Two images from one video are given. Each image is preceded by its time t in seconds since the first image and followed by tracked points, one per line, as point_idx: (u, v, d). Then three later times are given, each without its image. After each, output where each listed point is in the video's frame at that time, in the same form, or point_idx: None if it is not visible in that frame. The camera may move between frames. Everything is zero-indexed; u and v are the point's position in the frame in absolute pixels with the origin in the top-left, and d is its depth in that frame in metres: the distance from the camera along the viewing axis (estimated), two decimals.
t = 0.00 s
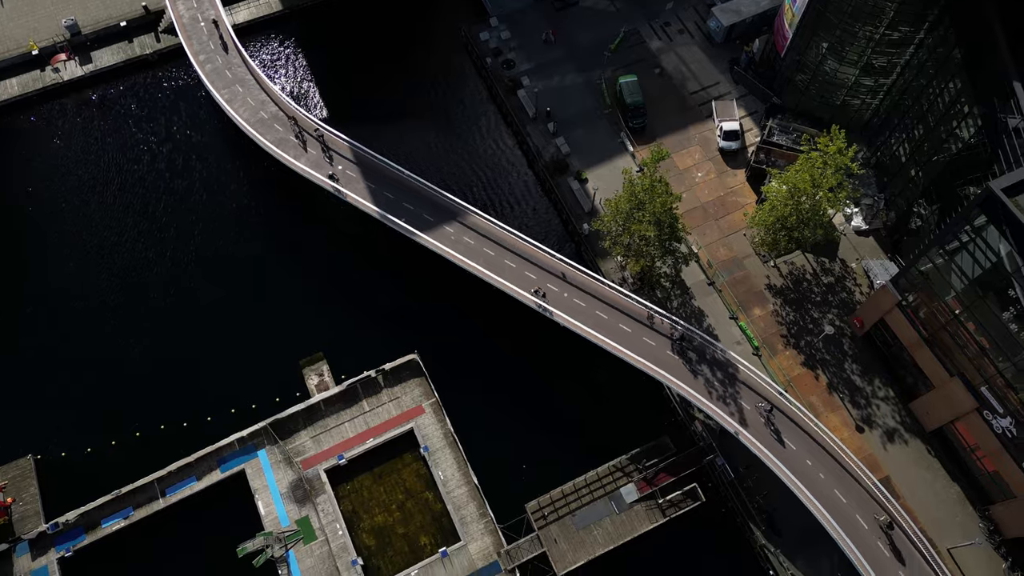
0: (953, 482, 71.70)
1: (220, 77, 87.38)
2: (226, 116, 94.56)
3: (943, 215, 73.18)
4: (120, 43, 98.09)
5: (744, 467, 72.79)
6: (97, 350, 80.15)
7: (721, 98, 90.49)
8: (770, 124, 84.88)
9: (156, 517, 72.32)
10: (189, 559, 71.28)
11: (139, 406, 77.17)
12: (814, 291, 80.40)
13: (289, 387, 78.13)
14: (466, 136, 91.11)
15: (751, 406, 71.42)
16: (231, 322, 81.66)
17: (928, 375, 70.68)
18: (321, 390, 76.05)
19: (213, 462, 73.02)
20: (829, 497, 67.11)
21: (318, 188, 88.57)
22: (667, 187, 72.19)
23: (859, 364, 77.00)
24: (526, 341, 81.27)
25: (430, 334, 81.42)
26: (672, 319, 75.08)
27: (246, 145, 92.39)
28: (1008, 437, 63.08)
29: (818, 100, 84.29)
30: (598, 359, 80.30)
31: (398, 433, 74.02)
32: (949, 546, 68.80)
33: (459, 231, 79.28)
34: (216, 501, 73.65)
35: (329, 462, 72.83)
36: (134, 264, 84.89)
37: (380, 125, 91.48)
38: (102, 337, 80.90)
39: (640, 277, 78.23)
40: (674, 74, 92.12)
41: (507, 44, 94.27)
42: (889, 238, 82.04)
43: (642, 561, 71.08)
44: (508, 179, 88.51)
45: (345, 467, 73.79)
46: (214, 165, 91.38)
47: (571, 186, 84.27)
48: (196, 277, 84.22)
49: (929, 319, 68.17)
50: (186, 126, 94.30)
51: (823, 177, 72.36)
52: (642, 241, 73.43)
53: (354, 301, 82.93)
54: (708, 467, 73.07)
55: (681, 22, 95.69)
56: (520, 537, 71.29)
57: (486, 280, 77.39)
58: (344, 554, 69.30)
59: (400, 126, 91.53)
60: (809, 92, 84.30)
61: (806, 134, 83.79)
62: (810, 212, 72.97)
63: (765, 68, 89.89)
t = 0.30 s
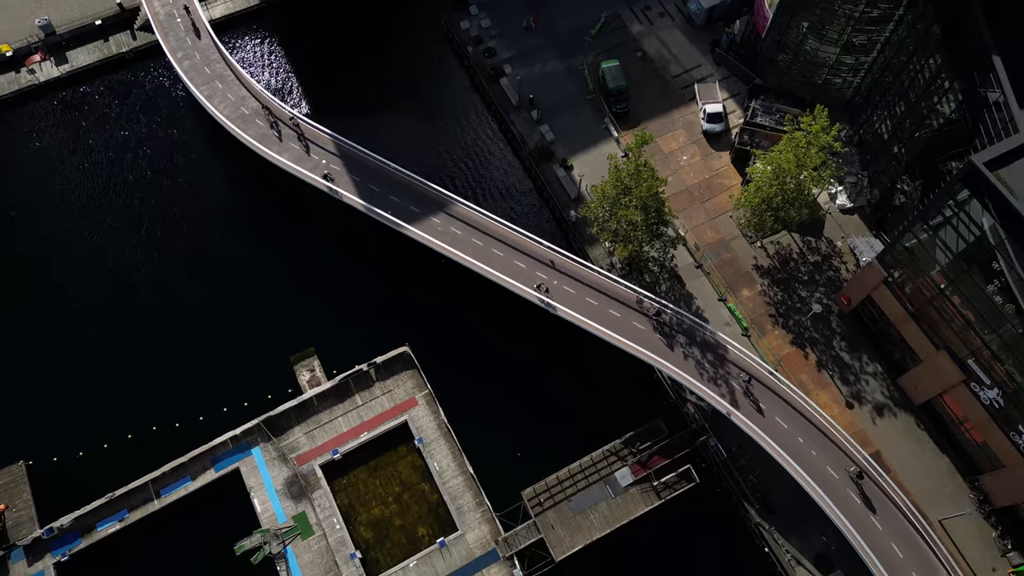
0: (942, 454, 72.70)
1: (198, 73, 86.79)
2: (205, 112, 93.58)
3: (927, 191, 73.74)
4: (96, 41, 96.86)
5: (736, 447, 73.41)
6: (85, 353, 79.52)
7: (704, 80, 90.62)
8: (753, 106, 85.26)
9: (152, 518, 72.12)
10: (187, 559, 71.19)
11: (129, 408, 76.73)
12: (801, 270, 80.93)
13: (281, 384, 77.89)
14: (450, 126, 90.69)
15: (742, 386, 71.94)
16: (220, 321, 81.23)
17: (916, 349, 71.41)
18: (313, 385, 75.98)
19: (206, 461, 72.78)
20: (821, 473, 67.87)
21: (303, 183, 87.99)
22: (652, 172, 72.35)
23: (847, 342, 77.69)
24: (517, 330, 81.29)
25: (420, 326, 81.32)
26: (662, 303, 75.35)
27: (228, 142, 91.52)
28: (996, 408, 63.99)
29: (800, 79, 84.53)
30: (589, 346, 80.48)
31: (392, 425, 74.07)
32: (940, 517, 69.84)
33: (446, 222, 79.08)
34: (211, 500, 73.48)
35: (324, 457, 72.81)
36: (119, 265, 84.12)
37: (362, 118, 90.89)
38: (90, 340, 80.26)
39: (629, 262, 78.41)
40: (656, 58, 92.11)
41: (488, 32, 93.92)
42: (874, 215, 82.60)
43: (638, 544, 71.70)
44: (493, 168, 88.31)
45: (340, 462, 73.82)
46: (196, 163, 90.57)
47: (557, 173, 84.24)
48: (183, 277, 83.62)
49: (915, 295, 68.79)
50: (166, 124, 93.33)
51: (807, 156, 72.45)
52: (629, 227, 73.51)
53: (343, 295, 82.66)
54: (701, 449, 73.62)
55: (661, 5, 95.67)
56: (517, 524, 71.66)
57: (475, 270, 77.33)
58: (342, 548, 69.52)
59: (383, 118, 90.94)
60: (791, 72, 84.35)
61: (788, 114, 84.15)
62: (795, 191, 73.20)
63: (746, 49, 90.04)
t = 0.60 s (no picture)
0: (930, 424, 73.56)
1: (173, 72, 86.05)
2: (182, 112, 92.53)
3: (907, 165, 74.33)
4: (67, 44, 95.45)
5: (728, 427, 73.98)
6: (71, 360, 78.77)
7: (683, 63, 90.72)
8: (733, 86, 85.34)
9: (146, 522, 71.81)
10: (184, 561, 70.99)
11: (118, 413, 76.19)
12: (786, 249, 81.41)
13: (271, 383, 77.57)
14: (431, 117, 90.23)
15: (732, 366, 72.40)
16: (207, 322, 80.69)
17: (901, 323, 72.06)
18: (304, 383, 75.54)
19: (199, 463, 72.47)
20: (812, 448, 68.54)
21: (284, 180, 87.31)
22: (636, 156, 72.41)
23: (834, 318, 78.31)
24: (506, 319, 81.28)
25: (409, 319, 81.15)
26: (650, 287, 75.57)
27: (207, 141, 90.56)
28: (981, 377, 64.75)
29: (778, 58, 84.76)
30: (579, 332, 80.65)
31: (385, 420, 73.99)
32: (930, 488, 70.72)
33: (430, 214, 78.79)
34: (206, 502, 73.20)
35: (317, 454, 72.67)
36: (102, 269, 83.23)
37: (342, 112, 90.23)
38: (76, 346, 79.47)
39: (615, 248, 78.50)
40: (635, 42, 92.07)
41: (465, 21, 93.46)
42: (856, 191, 83.15)
43: (634, 526, 72.20)
44: (476, 158, 88.02)
45: (334, 458, 73.72)
46: (176, 163, 89.63)
47: (540, 161, 84.13)
48: (167, 279, 82.94)
49: (899, 269, 69.34)
50: (143, 125, 92.25)
51: (788, 135, 72.48)
52: (614, 212, 73.54)
53: (330, 291, 82.33)
54: (693, 430, 74.11)
55: None
56: (513, 512, 71.87)
57: (462, 261, 77.16)
58: (340, 543, 69.51)
59: (363, 111, 90.32)
60: (769, 51, 84.63)
61: (768, 94, 84.52)
62: (777, 170, 73.37)
63: (723, 29, 90.10)
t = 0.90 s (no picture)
0: (916, 395, 74.46)
1: (145, 74, 85.05)
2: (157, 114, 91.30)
3: (885, 139, 74.97)
4: (35, 49, 93.93)
5: (718, 406, 74.52)
6: (56, 370, 77.94)
7: (659, 45, 90.74)
8: (709, 67, 85.72)
9: (141, 530, 71.42)
10: (181, 566, 70.68)
11: (106, 422, 75.51)
12: (768, 227, 81.91)
13: (260, 384, 77.17)
14: (409, 110, 89.71)
15: (719, 346, 72.88)
16: (192, 326, 80.03)
17: (884, 295, 72.76)
18: (293, 382, 75.45)
19: (192, 468, 72.08)
20: (801, 424, 69.26)
21: (264, 179, 86.55)
22: (616, 141, 71.84)
23: (818, 294, 78.97)
24: (493, 309, 81.27)
25: (396, 314, 80.92)
26: (635, 271, 75.76)
27: (183, 142, 89.45)
28: (965, 346, 65.56)
29: (753, 37, 85.01)
30: (567, 319, 80.80)
31: (377, 415, 73.89)
32: (919, 457, 71.72)
33: (412, 207, 78.46)
34: (200, 507, 72.86)
35: (311, 453, 72.50)
36: (83, 277, 82.21)
37: (319, 108, 89.47)
38: (61, 356, 78.58)
39: (599, 234, 78.61)
40: (610, 26, 91.98)
41: (439, 12, 92.93)
42: (835, 167, 83.70)
43: (630, 509, 72.74)
44: (458, 149, 87.67)
45: (328, 456, 73.58)
46: (153, 167, 88.54)
47: (520, 149, 83.94)
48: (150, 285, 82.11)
49: (881, 242, 69.93)
50: (117, 129, 91.00)
51: (766, 113, 72.67)
52: (597, 197, 73.51)
53: (315, 289, 81.91)
54: (683, 411, 74.71)
55: None
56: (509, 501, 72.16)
57: (446, 253, 76.96)
58: (338, 541, 69.53)
59: (340, 106, 89.60)
60: (744, 30, 84.91)
61: (745, 73, 84.77)
62: (757, 150, 73.55)
63: (698, 10, 90.43)
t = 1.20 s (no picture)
0: (901, 365, 75.33)
1: (115, 80, 83.95)
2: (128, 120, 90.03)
3: (860, 113, 75.62)
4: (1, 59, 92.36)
5: (706, 386, 75.06)
6: (41, 383, 77.02)
7: (632, 29, 90.78)
8: (683, 48, 85.96)
9: (136, 539, 70.94)
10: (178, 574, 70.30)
11: (94, 433, 74.79)
12: (749, 205, 82.39)
13: (249, 387, 76.73)
14: (385, 104, 89.10)
15: (705, 326, 73.31)
16: (176, 332, 79.33)
17: (865, 268, 73.49)
18: (282, 384, 75.38)
19: (184, 475, 71.64)
20: (790, 399, 69.94)
21: (242, 181, 85.72)
22: (594, 126, 71.72)
23: (801, 269, 79.60)
24: (480, 301, 81.20)
25: (382, 310, 80.69)
26: (619, 255, 75.88)
27: (157, 147, 88.30)
28: (947, 314, 66.41)
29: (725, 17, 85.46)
30: (553, 307, 80.92)
31: (368, 412, 73.75)
32: (906, 426, 72.72)
33: (393, 202, 78.06)
34: (194, 514, 72.39)
35: (303, 453, 72.35)
36: (62, 289, 81.17)
37: (294, 106, 88.64)
38: (44, 369, 77.65)
39: (581, 221, 78.67)
40: (583, 11, 91.94)
41: (411, 4, 92.59)
42: (812, 143, 84.25)
43: (624, 492, 73.26)
44: (436, 141, 87.28)
45: (320, 455, 73.41)
46: (128, 173, 87.40)
47: (498, 139, 83.77)
48: (131, 293, 81.22)
49: (860, 216, 70.53)
50: (89, 137, 89.68)
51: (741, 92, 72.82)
52: (577, 184, 73.45)
53: (299, 289, 81.41)
54: (673, 392, 75.23)
55: None
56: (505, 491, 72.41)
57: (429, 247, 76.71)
58: (335, 540, 69.51)
59: (315, 104, 88.83)
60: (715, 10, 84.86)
61: (719, 53, 84.89)
62: (734, 129, 73.79)
63: None
